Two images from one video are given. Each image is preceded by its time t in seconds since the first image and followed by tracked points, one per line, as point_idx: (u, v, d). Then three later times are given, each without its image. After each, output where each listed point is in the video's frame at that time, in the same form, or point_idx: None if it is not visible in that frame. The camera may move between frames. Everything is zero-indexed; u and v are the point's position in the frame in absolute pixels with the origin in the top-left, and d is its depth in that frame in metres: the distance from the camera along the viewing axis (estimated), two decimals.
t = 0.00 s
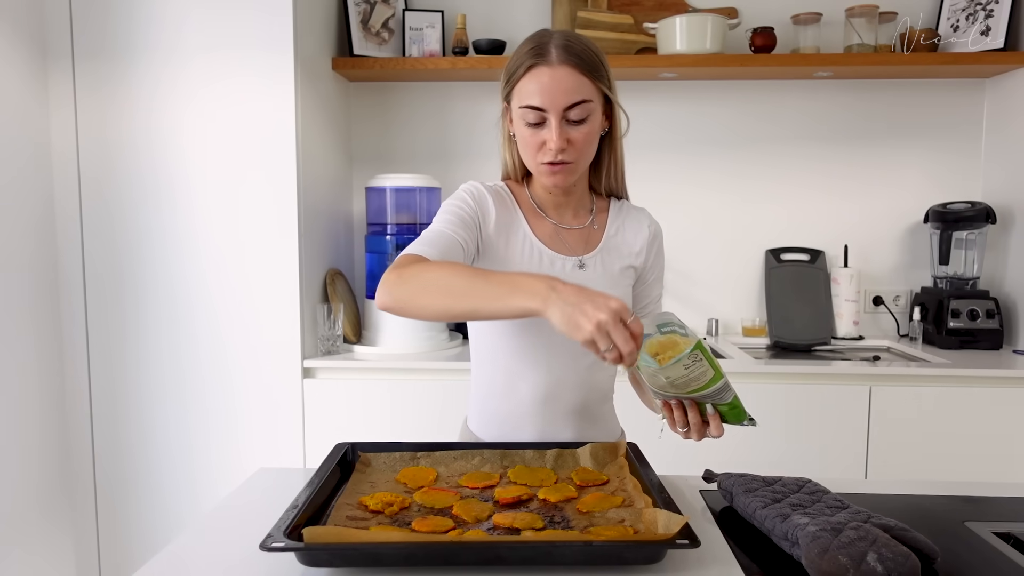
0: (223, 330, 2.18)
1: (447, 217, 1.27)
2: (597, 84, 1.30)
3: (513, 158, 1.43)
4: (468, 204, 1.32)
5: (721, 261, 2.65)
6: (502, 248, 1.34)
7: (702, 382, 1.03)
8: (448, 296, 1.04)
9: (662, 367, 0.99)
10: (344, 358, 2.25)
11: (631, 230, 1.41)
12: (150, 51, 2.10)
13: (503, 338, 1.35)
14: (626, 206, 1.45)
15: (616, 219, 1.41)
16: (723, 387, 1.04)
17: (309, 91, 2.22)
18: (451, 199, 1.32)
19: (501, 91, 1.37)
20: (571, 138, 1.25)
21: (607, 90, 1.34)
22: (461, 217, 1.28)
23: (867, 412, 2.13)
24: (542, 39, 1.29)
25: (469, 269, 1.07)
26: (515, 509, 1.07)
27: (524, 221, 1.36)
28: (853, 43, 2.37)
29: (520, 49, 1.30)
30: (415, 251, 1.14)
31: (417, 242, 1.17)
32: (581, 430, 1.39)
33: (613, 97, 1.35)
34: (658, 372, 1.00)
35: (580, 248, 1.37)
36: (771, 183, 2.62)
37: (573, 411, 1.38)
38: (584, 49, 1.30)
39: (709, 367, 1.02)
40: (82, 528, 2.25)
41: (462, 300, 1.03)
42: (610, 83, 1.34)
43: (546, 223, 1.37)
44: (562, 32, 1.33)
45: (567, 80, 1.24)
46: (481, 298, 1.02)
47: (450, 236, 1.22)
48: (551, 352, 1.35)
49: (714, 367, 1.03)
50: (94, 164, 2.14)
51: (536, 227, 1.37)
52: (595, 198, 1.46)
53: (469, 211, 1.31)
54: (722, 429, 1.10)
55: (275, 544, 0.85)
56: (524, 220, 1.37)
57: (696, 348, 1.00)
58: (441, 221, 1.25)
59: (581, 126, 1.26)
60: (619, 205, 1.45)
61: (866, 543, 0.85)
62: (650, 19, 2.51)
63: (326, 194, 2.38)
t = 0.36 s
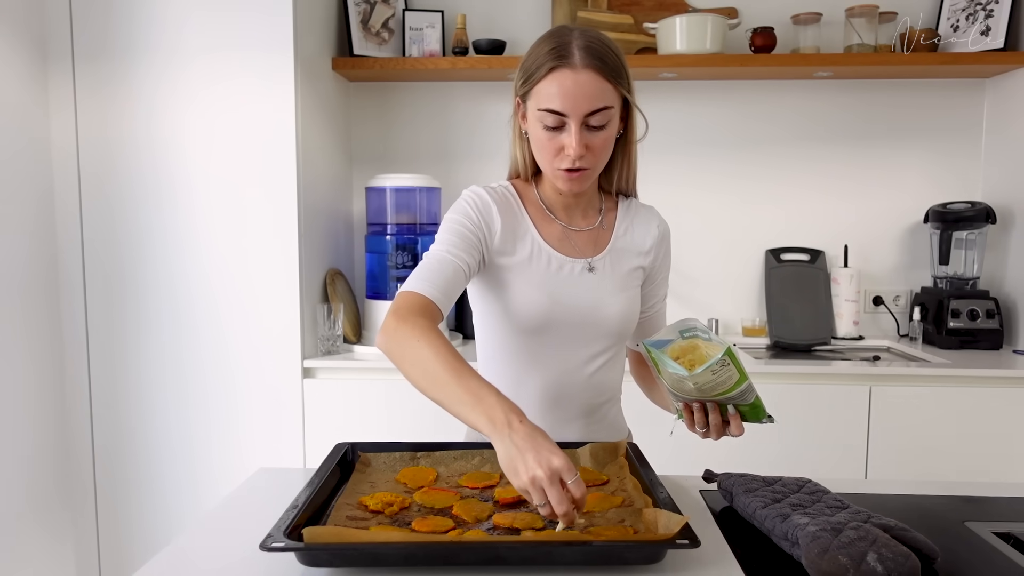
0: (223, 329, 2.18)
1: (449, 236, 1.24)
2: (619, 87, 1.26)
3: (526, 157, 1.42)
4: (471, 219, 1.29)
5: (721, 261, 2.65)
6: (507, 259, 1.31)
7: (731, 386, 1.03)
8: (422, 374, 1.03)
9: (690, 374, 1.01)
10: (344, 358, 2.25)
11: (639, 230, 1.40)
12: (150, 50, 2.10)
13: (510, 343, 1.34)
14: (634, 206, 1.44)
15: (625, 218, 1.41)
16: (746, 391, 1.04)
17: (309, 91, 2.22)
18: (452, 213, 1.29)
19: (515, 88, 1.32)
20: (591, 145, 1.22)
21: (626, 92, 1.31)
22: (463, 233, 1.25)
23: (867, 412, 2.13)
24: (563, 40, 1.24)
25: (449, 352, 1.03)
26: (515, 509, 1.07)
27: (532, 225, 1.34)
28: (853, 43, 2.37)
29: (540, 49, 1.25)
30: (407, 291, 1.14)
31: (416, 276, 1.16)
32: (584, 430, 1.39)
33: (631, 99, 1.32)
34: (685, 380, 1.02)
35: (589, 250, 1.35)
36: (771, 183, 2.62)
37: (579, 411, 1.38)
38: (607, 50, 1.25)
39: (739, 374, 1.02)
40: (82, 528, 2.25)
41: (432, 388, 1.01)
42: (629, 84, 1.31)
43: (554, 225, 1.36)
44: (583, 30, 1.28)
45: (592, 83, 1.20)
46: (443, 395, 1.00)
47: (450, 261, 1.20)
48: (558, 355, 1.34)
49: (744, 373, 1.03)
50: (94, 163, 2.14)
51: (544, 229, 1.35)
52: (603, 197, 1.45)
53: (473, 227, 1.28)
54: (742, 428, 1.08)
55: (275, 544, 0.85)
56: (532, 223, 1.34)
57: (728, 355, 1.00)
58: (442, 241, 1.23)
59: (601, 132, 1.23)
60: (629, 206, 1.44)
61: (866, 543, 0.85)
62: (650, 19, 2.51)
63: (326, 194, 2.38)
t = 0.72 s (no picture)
0: (224, 330, 2.18)
1: (446, 238, 1.24)
2: (626, 92, 1.25)
3: (529, 155, 1.41)
4: (471, 220, 1.29)
5: (721, 261, 2.65)
6: (507, 261, 1.31)
7: (741, 391, 1.03)
8: (418, 375, 1.02)
9: (701, 379, 1.01)
10: (344, 358, 2.25)
11: (641, 230, 1.40)
12: (150, 51, 2.10)
13: (513, 343, 1.34)
14: (638, 206, 1.44)
15: (627, 218, 1.40)
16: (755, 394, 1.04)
17: (309, 91, 2.22)
18: (452, 214, 1.29)
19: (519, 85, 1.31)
20: (595, 151, 1.22)
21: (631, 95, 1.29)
22: (462, 235, 1.25)
23: (867, 412, 2.13)
24: (569, 43, 1.22)
25: (447, 355, 1.04)
26: (515, 509, 1.07)
27: (533, 225, 1.34)
28: (853, 43, 2.37)
29: (545, 50, 1.23)
30: (405, 291, 1.13)
31: (411, 279, 1.16)
32: (584, 431, 1.39)
33: (637, 102, 1.31)
34: (697, 385, 1.02)
35: (591, 251, 1.35)
36: (771, 183, 2.62)
37: (581, 412, 1.38)
38: (615, 54, 1.23)
39: (749, 377, 1.02)
40: (82, 528, 2.25)
41: (428, 389, 1.01)
42: (636, 86, 1.29)
43: (556, 226, 1.36)
44: (590, 31, 1.25)
45: (599, 91, 1.19)
46: (440, 397, 1.00)
47: (449, 264, 1.20)
48: (560, 356, 1.34)
49: (753, 375, 1.03)
50: (94, 163, 2.14)
51: (546, 231, 1.35)
52: (605, 196, 1.45)
53: (472, 229, 1.28)
54: (748, 430, 1.08)
55: (275, 544, 0.85)
56: (534, 224, 1.34)
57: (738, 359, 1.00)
58: (441, 243, 1.23)
59: (606, 136, 1.23)
60: (633, 206, 1.44)
61: (866, 543, 0.85)
62: (650, 19, 2.51)
63: (326, 193, 2.38)
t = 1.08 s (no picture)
0: (224, 333, 2.18)
1: (444, 240, 1.24)
2: (630, 96, 1.24)
3: (529, 156, 1.41)
4: (470, 222, 1.29)
5: (721, 261, 2.65)
6: (506, 262, 1.31)
7: (741, 396, 1.03)
8: (413, 380, 1.03)
9: (701, 384, 1.01)
10: (344, 358, 2.25)
11: (641, 231, 1.40)
12: (151, 51, 2.10)
13: (512, 343, 1.34)
14: (638, 207, 1.44)
15: (627, 219, 1.40)
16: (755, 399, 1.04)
17: (309, 91, 2.22)
18: (451, 215, 1.29)
19: (520, 87, 1.30)
20: (598, 155, 1.21)
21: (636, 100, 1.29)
22: (460, 238, 1.25)
23: (867, 412, 2.13)
24: (573, 47, 1.21)
25: (443, 359, 1.04)
26: (515, 509, 1.07)
27: (533, 226, 1.34)
28: (853, 43, 2.37)
29: (548, 55, 1.23)
30: (402, 293, 1.14)
31: (409, 281, 1.16)
32: (584, 430, 1.39)
33: (640, 107, 1.31)
34: (697, 390, 1.02)
35: (591, 251, 1.35)
36: (771, 183, 2.62)
37: (580, 412, 1.38)
38: (618, 58, 1.23)
39: (750, 382, 1.02)
40: (82, 528, 2.25)
41: (424, 393, 1.01)
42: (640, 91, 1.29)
43: (556, 228, 1.36)
44: (593, 34, 1.25)
45: (603, 96, 1.18)
46: (435, 401, 1.00)
47: (447, 266, 1.20)
48: (560, 356, 1.34)
49: (754, 380, 1.02)
50: (94, 163, 2.14)
51: (545, 232, 1.35)
52: (605, 197, 1.44)
53: (471, 231, 1.28)
54: (748, 432, 1.08)
55: (275, 544, 0.85)
56: (533, 224, 1.34)
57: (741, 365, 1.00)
58: (439, 245, 1.23)
59: (608, 141, 1.23)
60: (633, 207, 1.43)
61: (866, 543, 0.85)
62: (650, 19, 2.51)
63: (325, 194, 2.38)
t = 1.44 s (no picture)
0: (224, 333, 2.18)
1: (442, 242, 1.24)
2: (631, 100, 1.24)
3: (529, 157, 1.41)
4: (468, 225, 1.29)
5: (721, 261, 2.65)
6: (505, 264, 1.31)
7: (742, 396, 1.03)
8: (411, 385, 1.04)
9: (702, 385, 1.01)
10: (344, 358, 2.25)
11: (640, 231, 1.40)
12: (150, 51, 2.10)
13: (511, 343, 1.34)
14: (638, 207, 1.44)
15: (626, 219, 1.40)
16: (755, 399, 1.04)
17: (309, 91, 2.22)
18: (449, 217, 1.30)
19: (521, 88, 1.30)
20: (599, 159, 1.22)
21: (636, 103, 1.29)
22: (457, 240, 1.25)
23: (867, 411, 2.13)
24: (575, 51, 1.21)
25: (439, 364, 1.05)
26: (514, 509, 1.07)
27: (532, 227, 1.34)
28: (853, 43, 2.37)
29: (549, 58, 1.23)
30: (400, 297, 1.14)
31: (406, 285, 1.16)
32: (584, 431, 1.39)
33: (642, 109, 1.31)
34: (698, 391, 1.02)
35: (590, 252, 1.35)
36: (771, 183, 2.62)
37: (580, 412, 1.38)
38: (620, 61, 1.23)
39: (751, 383, 1.01)
40: (82, 528, 2.25)
41: (422, 398, 1.02)
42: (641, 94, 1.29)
43: (555, 228, 1.36)
44: (594, 37, 1.25)
45: (606, 100, 1.18)
46: (433, 406, 1.01)
47: (445, 269, 1.20)
48: (559, 356, 1.34)
49: (755, 380, 1.02)
50: (94, 163, 2.15)
51: (545, 233, 1.35)
52: (604, 197, 1.44)
53: (468, 233, 1.28)
54: (748, 432, 1.08)
55: (275, 544, 0.85)
56: (532, 225, 1.34)
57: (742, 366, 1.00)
58: (437, 249, 1.23)
59: (610, 144, 1.23)
60: (633, 207, 1.43)
61: (866, 543, 0.85)
62: (650, 19, 2.51)
63: (326, 194, 2.38)
